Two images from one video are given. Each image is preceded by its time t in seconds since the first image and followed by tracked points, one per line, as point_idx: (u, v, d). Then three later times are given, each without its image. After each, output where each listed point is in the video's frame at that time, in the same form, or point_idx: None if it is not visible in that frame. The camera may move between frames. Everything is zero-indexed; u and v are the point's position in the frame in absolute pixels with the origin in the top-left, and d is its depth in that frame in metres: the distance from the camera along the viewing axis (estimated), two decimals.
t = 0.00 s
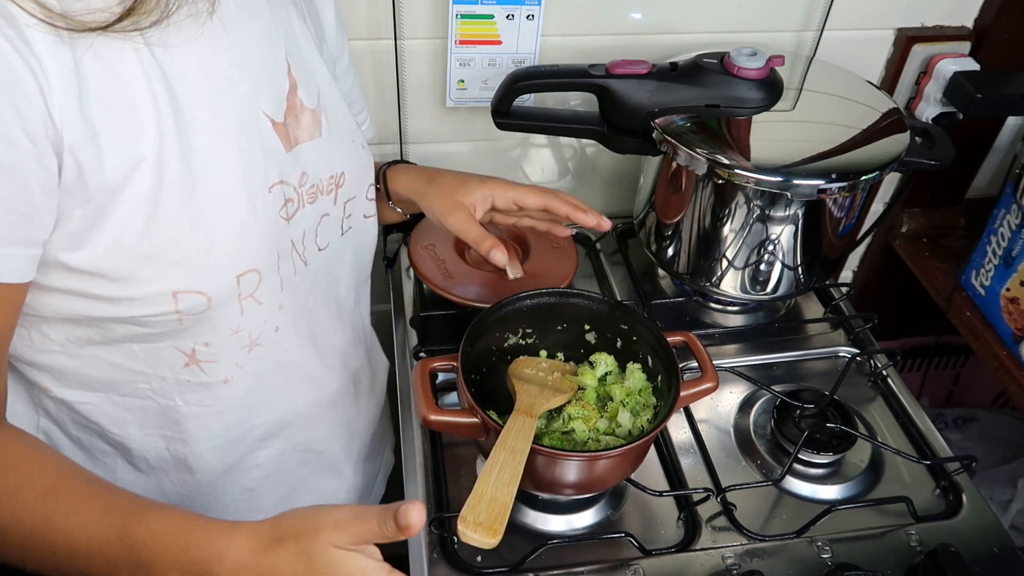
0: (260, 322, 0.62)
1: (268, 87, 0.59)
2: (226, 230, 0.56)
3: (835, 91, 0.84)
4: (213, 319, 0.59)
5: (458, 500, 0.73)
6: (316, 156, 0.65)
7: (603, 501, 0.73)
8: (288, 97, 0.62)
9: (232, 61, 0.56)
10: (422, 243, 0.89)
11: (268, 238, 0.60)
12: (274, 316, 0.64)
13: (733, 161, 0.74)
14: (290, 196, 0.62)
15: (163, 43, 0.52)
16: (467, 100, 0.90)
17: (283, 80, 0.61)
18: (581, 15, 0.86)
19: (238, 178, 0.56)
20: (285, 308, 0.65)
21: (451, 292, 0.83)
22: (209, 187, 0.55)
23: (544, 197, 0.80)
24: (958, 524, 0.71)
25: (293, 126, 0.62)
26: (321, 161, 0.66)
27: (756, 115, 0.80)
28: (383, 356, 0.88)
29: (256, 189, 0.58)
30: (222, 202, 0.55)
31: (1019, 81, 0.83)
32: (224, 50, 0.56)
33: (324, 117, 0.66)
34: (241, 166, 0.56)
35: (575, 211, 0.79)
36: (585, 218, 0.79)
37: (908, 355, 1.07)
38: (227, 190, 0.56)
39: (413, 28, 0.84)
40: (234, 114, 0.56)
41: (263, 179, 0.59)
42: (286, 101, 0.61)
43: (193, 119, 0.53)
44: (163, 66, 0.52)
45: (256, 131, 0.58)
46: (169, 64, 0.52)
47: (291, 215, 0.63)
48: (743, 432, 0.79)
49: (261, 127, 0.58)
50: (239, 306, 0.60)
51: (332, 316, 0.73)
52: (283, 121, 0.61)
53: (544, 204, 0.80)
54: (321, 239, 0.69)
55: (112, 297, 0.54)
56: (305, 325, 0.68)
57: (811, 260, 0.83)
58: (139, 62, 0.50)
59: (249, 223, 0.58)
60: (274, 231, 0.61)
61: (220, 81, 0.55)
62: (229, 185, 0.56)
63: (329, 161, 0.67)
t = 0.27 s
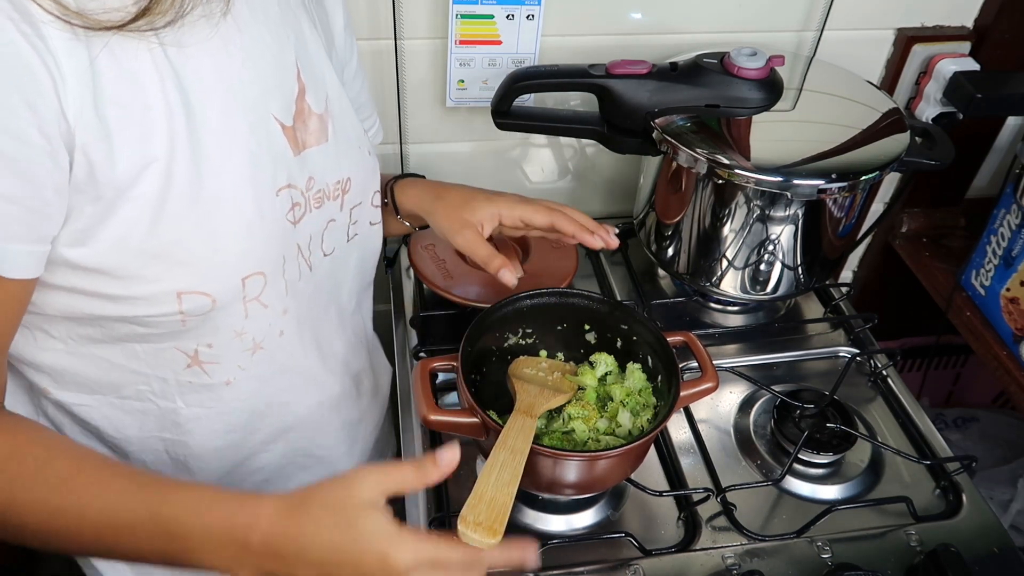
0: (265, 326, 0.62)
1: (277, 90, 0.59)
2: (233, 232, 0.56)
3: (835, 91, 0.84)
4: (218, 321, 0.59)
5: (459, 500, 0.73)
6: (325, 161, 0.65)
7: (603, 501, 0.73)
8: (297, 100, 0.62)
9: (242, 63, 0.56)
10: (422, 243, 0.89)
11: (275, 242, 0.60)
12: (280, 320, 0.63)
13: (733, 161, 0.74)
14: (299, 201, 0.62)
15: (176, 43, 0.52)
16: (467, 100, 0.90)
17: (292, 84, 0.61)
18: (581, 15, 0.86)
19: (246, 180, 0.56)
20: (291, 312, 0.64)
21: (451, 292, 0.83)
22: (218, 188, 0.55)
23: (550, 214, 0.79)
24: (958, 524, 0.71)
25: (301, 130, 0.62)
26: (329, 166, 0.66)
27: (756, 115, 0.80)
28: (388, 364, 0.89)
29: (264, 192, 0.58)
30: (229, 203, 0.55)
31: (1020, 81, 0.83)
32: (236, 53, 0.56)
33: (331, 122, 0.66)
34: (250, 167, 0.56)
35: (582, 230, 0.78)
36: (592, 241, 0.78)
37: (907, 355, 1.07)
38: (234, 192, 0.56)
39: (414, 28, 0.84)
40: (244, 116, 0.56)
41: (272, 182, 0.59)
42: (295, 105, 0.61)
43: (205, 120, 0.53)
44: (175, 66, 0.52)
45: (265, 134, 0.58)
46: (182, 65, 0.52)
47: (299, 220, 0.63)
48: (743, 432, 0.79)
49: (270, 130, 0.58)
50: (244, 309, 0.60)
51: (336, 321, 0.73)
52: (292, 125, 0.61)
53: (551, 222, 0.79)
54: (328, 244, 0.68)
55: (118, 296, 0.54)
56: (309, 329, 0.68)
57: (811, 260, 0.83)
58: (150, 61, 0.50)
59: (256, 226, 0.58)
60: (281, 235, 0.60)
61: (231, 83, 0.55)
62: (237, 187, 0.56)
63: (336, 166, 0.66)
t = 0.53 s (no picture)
0: (268, 329, 0.62)
1: (284, 94, 0.59)
2: (240, 234, 0.56)
3: (835, 91, 0.84)
4: (224, 323, 0.59)
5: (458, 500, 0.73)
6: (329, 164, 0.65)
7: (603, 501, 0.73)
8: (303, 104, 0.61)
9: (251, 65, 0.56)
10: (422, 243, 0.89)
11: (281, 244, 0.60)
12: (284, 323, 0.63)
13: (733, 160, 0.74)
14: (303, 204, 0.62)
15: (187, 44, 0.52)
16: (466, 100, 0.90)
17: (298, 88, 0.61)
18: (580, 15, 0.86)
19: (253, 183, 0.56)
20: (295, 315, 0.64)
21: (451, 292, 0.83)
22: (226, 189, 0.55)
23: (542, 219, 0.79)
24: (959, 524, 0.71)
25: (306, 134, 0.62)
26: (334, 169, 0.66)
27: (756, 115, 0.80)
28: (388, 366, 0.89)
29: (271, 194, 0.58)
30: (237, 205, 0.55)
31: (1020, 81, 0.83)
32: (246, 55, 0.56)
33: (337, 126, 0.66)
34: (256, 169, 0.56)
35: (573, 233, 0.78)
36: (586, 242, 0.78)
37: (908, 355, 1.07)
38: (242, 194, 0.56)
39: (414, 28, 0.84)
40: (253, 119, 0.56)
41: (278, 185, 0.59)
42: (301, 108, 0.61)
43: (215, 122, 0.54)
44: (185, 67, 0.52)
45: (272, 136, 0.58)
46: (193, 67, 0.52)
47: (303, 223, 0.63)
48: (743, 432, 0.79)
49: (276, 133, 0.58)
50: (249, 312, 0.60)
51: (337, 324, 0.73)
52: (298, 128, 0.61)
53: (543, 225, 0.79)
54: (330, 248, 0.68)
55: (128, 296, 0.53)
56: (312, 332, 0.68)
57: (811, 260, 0.83)
58: (161, 61, 0.50)
59: (262, 229, 0.58)
60: (286, 238, 0.60)
61: (240, 85, 0.55)
62: (244, 190, 0.56)
63: (340, 170, 0.66)
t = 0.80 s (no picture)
0: (270, 331, 0.62)
1: (288, 97, 0.59)
2: (244, 237, 0.56)
3: (835, 91, 0.84)
4: (226, 325, 0.59)
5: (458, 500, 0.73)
6: (331, 167, 0.65)
7: (603, 501, 0.73)
8: (306, 107, 0.61)
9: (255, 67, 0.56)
10: (422, 243, 0.89)
11: (283, 248, 0.60)
12: (286, 326, 0.63)
13: (733, 160, 0.74)
14: (303, 207, 0.62)
15: (190, 47, 0.51)
16: (466, 100, 0.90)
17: (301, 92, 0.60)
18: (580, 15, 0.86)
19: (257, 186, 0.56)
20: (297, 318, 0.64)
21: (451, 292, 0.83)
22: (229, 193, 0.55)
23: (545, 210, 0.79)
24: (959, 524, 0.71)
25: (309, 137, 0.62)
26: (336, 172, 0.66)
27: (756, 115, 0.80)
28: (388, 366, 0.89)
29: (274, 197, 0.58)
30: (240, 208, 0.55)
31: (1020, 81, 0.83)
32: (249, 57, 0.55)
33: (340, 128, 0.65)
34: (260, 173, 0.56)
35: (576, 224, 0.78)
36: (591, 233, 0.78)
37: (908, 355, 1.07)
38: (245, 197, 0.55)
39: (414, 28, 0.84)
40: (256, 122, 0.56)
41: (281, 188, 0.58)
42: (303, 112, 0.61)
43: (219, 125, 0.53)
44: (189, 69, 0.51)
45: (275, 140, 0.58)
46: (196, 68, 0.52)
47: (303, 225, 0.63)
48: (742, 431, 0.79)
49: (280, 137, 0.58)
50: (251, 315, 0.60)
51: (338, 326, 0.73)
52: (300, 131, 0.60)
53: (547, 217, 0.79)
54: (330, 250, 0.68)
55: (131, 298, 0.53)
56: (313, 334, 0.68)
57: (811, 260, 0.83)
58: (165, 64, 0.50)
59: (265, 232, 0.58)
60: (289, 241, 0.60)
61: (243, 89, 0.55)
62: (248, 193, 0.56)
63: (341, 173, 0.66)
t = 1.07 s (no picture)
0: (267, 330, 0.62)
1: (286, 96, 0.59)
2: (239, 237, 0.56)
3: (835, 91, 0.84)
4: (222, 325, 0.59)
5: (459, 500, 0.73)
6: (331, 165, 0.65)
7: (603, 501, 0.73)
8: (305, 105, 0.61)
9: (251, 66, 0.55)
10: (422, 243, 0.89)
11: (281, 247, 0.59)
12: (283, 326, 0.63)
13: (733, 161, 0.74)
14: (302, 205, 0.62)
15: (182, 45, 0.51)
16: (466, 100, 0.90)
17: (300, 89, 0.60)
18: (581, 15, 0.86)
19: (253, 186, 0.56)
20: (295, 317, 0.64)
21: (451, 292, 0.83)
22: (223, 193, 0.54)
23: (543, 189, 0.81)
24: (959, 524, 0.71)
25: (308, 136, 0.61)
26: (336, 170, 0.65)
27: (756, 115, 0.80)
28: (388, 366, 0.89)
29: (270, 196, 0.58)
30: (235, 208, 0.55)
31: (1020, 81, 0.83)
32: (243, 56, 0.55)
33: (340, 126, 0.65)
34: (255, 173, 0.56)
35: (576, 196, 0.81)
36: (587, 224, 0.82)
37: (908, 355, 1.07)
38: (241, 197, 0.55)
39: (414, 28, 0.84)
40: (251, 122, 0.55)
41: (278, 187, 0.58)
42: (302, 111, 0.61)
43: (212, 126, 0.53)
44: (182, 69, 0.51)
45: (272, 139, 0.57)
46: (189, 68, 0.52)
47: (301, 223, 0.62)
48: (743, 432, 0.79)
49: (277, 136, 0.58)
50: (248, 315, 0.60)
51: (339, 325, 0.73)
52: (299, 130, 0.60)
53: (545, 194, 0.82)
54: (331, 248, 0.68)
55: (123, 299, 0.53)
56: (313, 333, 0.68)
57: (811, 261, 0.83)
58: (157, 63, 0.49)
59: (262, 232, 0.57)
60: (286, 241, 0.60)
61: (238, 89, 0.54)
62: (243, 193, 0.55)
63: (342, 172, 0.66)
